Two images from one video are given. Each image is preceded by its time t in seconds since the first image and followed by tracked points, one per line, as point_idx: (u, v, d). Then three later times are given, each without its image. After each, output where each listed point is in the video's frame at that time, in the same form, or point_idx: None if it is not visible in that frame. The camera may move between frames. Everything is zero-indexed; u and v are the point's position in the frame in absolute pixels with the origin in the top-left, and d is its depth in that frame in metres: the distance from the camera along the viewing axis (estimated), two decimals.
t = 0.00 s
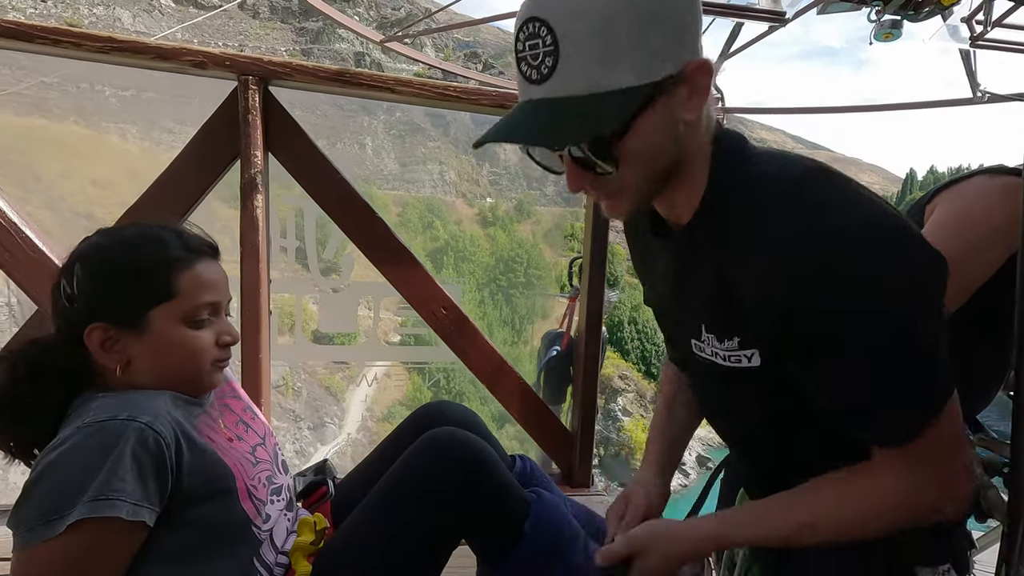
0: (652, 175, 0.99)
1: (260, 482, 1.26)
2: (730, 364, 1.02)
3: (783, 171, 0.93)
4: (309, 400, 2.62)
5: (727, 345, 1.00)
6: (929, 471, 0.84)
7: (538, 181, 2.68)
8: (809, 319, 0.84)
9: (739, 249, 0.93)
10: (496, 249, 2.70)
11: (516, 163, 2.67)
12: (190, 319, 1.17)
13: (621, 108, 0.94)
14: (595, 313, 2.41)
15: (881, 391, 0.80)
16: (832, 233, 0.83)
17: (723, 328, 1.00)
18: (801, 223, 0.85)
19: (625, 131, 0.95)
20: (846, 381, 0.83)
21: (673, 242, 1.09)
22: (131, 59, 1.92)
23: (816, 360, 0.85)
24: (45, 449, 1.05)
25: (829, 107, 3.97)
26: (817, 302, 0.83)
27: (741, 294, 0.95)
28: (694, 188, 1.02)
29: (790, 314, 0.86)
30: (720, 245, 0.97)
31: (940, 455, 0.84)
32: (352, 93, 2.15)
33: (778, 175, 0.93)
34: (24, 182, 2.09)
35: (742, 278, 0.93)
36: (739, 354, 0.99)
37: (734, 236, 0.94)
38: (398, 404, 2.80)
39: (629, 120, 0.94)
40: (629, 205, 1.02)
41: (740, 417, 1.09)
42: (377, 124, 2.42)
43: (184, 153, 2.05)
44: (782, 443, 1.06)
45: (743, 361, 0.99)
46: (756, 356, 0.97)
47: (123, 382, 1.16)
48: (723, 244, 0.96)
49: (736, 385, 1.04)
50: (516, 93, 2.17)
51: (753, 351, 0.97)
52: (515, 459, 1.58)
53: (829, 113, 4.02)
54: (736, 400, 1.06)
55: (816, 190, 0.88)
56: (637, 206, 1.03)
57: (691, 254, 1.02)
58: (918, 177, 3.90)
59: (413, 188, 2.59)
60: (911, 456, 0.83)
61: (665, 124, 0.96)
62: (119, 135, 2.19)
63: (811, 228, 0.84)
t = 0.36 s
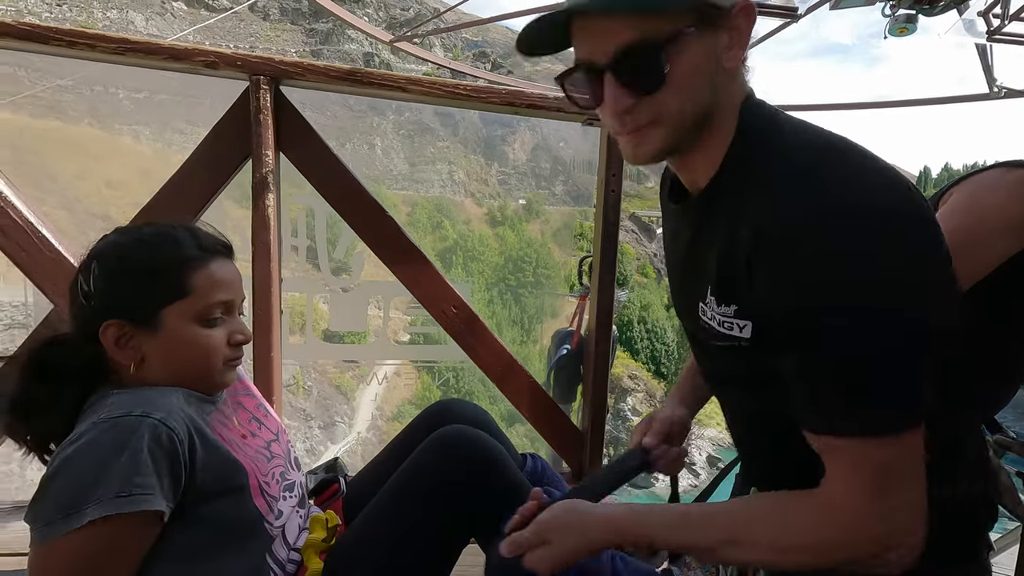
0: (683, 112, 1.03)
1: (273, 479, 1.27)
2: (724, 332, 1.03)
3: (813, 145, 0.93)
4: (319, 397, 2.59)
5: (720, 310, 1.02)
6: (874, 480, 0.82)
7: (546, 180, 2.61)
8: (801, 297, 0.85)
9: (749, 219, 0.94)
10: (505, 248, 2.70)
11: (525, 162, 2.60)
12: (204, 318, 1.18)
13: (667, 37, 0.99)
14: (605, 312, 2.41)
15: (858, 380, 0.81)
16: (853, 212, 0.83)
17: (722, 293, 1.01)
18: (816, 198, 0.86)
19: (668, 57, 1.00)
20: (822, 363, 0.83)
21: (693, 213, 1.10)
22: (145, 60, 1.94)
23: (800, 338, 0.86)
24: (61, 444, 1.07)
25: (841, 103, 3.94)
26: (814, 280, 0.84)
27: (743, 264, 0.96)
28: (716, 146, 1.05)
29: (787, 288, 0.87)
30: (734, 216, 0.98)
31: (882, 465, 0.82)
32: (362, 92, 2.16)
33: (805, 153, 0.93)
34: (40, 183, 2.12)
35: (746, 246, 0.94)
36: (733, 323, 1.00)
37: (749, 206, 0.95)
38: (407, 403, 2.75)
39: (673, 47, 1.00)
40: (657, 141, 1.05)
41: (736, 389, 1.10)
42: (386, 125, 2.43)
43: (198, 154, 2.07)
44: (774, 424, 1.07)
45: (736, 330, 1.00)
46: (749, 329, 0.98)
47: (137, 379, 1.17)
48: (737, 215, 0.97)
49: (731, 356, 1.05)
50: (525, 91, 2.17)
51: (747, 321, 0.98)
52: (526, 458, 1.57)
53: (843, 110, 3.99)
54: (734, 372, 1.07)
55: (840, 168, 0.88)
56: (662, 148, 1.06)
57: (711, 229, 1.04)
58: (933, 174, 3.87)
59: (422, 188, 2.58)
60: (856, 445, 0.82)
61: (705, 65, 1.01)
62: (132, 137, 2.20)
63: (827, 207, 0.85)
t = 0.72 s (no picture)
0: (745, 92, 1.03)
1: (297, 471, 1.29)
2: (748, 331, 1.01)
3: (835, 143, 0.91)
4: (332, 395, 2.62)
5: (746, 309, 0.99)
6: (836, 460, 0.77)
7: (558, 178, 2.66)
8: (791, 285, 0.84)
9: (761, 215, 0.93)
10: (516, 246, 2.71)
11: (537, 160, 2.64)
12: (225, 312, 1.19)
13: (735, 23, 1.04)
14: (622, 308, 2.40)
15: (834, 363, 0.78)
16: (854, 202, 0.81)
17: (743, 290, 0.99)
18: (836, 196, 0.83)
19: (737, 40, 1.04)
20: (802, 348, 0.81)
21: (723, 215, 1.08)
22: (166, 58, 1.96)
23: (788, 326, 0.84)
24: (91, 434, 1.09)
25: (860, 98, 3.91)
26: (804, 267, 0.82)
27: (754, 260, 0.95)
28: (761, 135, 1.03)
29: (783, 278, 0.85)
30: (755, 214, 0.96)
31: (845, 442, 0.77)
32: (380, 88, 2.16)
33: (825, 149, 0.91)
34: (62, 184, 2.15)
35: (764, 244, 0.91)
36: (755, 320, 0.97)
37: (766, 203, 0.93)
38: (419, 400, 2.78)
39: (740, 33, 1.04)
40: (715, 111, 1.03)
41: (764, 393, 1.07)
42: (398, 124, 2.45)
43: (220, 149, 2.10)
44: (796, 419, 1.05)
45: (757, 327, 0.97)
46: (769, 324, 0.93)
47: (162, 372, 1.18)
48: (756, 213, 0.96)
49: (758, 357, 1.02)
50: (542, 86, 2.17)
51: (765, 317, 0.93)
52: (545, 451, 1.58)
53: (863, 104, 3.95)
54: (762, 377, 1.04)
55: (867, 170, 0.84)
56: (721, 120, 1.03)
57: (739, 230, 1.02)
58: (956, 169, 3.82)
59: (434, 186, 2.58)
60: (821, 418, 0.79)
61: (764, 60, 1.05)
62: (149, 137, 2.21)
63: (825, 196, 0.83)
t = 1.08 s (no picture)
0: (797, 72, 0.89)
1: (312, 463, 1.29)
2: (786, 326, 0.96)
3: (895, 128, 0.81)
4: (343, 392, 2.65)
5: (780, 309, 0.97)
6: (822, 426, 0.65)
7: (568, 175, 2.69)
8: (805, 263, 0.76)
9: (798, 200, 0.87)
10: (526, 243, 2.73)
11: (547, 158, 2.67)
12: (236, 301, 1.20)
13: None
14: (636, 303, 2.38)
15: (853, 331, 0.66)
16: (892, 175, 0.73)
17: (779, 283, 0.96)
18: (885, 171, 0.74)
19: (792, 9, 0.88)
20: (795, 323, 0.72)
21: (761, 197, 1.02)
22: (182, 54, 1.97)
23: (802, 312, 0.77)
24: (111, 425, 1.09)
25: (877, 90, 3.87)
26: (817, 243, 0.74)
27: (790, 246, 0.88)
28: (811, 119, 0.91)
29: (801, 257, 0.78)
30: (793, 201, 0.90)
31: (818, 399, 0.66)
32: (394, 84, 2.17)
33: (872, 133, 0.82)
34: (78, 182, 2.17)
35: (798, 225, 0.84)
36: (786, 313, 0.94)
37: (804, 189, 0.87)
38: (429, 398, 2.89)
39: None
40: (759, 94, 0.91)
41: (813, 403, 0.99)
42: (408, 121, 2.47)
43: (234, 144, 2.11)
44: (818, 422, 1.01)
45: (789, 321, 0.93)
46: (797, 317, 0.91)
47: (177, 364, 1.19)
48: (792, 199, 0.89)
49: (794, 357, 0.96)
50: (554, 79, 2.15)
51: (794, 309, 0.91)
52: (560, 445, 1.57)
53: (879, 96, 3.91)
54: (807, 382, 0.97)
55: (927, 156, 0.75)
56: (766, 102, 0.91)
57: (785, 220, 0.93)
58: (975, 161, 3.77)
59: (443, 184, 2.62)
60: (807, 376, 0.67)
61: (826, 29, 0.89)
62: (162, 137, 2.26)
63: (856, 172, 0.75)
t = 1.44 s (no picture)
0: (794, 97, 0.91)
1: (321, 460, 1.30)
2: (834, 291, 0.91)
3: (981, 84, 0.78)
4: (355, 389, 2.67)
5: (825, 275, 0.92)
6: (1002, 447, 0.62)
7: (578, 172, 2.66)
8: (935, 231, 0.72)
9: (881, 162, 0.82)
10: (537, 240, 2.76)
11: (557, 155, 2.66)
12: (235, 297, 1.20)
13: (756, 23, 0.88)
14: (646, 301, 2.36)
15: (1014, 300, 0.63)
16: None
17: (831, 245, 0.91)
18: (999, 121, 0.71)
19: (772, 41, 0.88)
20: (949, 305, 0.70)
21: (804, 161, 0.99)
22: (193, 52, 1.98)
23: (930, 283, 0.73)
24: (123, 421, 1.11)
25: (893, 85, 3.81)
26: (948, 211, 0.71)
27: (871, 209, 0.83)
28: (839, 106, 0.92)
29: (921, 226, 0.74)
30: (861, 163, 0.86)
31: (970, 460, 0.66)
32: (404, 81, 2.17)
33: (946, 93, 0.79)
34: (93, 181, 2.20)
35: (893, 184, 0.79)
36: (840, 277, 0.89)
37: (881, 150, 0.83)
38: (440, 395, 2.93)
39: (774, 28, 0.88)
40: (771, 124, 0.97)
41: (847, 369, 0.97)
42: (417, 118, 2.46)
43: (246, 142, 2.12)
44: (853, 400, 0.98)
45: (845, 286, 0.89)
46: (859, 282, 0.86)
47: (182, 360, 1.20)
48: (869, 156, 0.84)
49: (841, 325, 0.93)
50: (564, 76, 2.14)
51: (856, 274, 0.86)
52: (569, 444, 1.57)
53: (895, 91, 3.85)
54: (845, 349, 0.95)
55: None
56: (773, 127, 0.97)
57: (848, 184, 0.89)
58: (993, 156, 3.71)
59: (453, 181, 2.63)
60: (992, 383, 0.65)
61: (816, 35, 0.87)
62: (176, 135, 2.27)
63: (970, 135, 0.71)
